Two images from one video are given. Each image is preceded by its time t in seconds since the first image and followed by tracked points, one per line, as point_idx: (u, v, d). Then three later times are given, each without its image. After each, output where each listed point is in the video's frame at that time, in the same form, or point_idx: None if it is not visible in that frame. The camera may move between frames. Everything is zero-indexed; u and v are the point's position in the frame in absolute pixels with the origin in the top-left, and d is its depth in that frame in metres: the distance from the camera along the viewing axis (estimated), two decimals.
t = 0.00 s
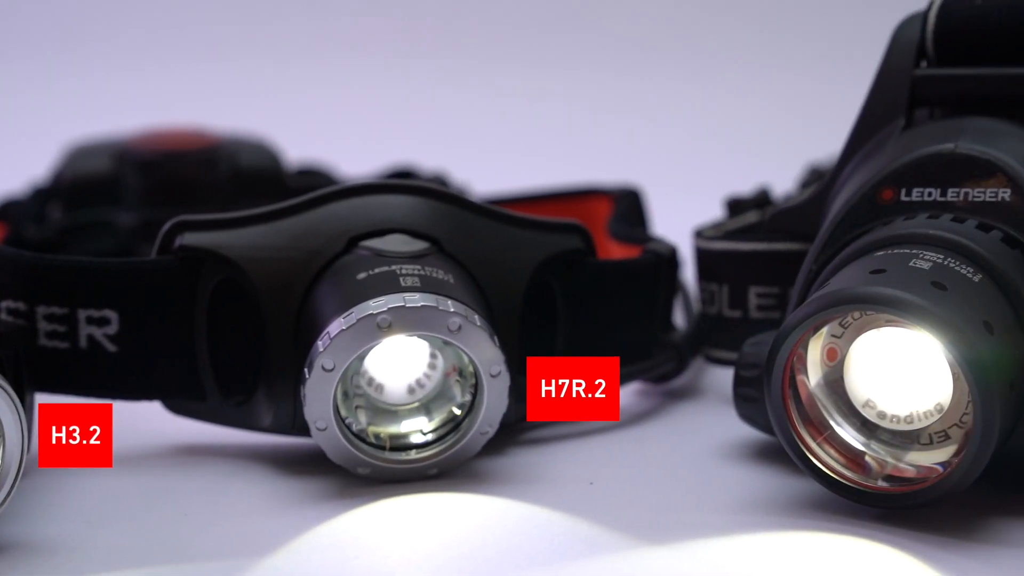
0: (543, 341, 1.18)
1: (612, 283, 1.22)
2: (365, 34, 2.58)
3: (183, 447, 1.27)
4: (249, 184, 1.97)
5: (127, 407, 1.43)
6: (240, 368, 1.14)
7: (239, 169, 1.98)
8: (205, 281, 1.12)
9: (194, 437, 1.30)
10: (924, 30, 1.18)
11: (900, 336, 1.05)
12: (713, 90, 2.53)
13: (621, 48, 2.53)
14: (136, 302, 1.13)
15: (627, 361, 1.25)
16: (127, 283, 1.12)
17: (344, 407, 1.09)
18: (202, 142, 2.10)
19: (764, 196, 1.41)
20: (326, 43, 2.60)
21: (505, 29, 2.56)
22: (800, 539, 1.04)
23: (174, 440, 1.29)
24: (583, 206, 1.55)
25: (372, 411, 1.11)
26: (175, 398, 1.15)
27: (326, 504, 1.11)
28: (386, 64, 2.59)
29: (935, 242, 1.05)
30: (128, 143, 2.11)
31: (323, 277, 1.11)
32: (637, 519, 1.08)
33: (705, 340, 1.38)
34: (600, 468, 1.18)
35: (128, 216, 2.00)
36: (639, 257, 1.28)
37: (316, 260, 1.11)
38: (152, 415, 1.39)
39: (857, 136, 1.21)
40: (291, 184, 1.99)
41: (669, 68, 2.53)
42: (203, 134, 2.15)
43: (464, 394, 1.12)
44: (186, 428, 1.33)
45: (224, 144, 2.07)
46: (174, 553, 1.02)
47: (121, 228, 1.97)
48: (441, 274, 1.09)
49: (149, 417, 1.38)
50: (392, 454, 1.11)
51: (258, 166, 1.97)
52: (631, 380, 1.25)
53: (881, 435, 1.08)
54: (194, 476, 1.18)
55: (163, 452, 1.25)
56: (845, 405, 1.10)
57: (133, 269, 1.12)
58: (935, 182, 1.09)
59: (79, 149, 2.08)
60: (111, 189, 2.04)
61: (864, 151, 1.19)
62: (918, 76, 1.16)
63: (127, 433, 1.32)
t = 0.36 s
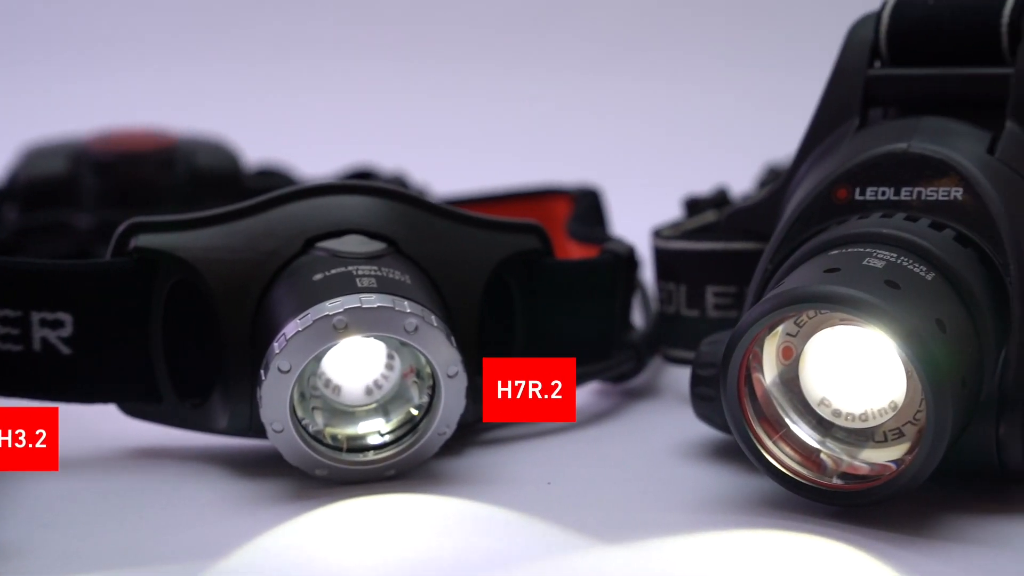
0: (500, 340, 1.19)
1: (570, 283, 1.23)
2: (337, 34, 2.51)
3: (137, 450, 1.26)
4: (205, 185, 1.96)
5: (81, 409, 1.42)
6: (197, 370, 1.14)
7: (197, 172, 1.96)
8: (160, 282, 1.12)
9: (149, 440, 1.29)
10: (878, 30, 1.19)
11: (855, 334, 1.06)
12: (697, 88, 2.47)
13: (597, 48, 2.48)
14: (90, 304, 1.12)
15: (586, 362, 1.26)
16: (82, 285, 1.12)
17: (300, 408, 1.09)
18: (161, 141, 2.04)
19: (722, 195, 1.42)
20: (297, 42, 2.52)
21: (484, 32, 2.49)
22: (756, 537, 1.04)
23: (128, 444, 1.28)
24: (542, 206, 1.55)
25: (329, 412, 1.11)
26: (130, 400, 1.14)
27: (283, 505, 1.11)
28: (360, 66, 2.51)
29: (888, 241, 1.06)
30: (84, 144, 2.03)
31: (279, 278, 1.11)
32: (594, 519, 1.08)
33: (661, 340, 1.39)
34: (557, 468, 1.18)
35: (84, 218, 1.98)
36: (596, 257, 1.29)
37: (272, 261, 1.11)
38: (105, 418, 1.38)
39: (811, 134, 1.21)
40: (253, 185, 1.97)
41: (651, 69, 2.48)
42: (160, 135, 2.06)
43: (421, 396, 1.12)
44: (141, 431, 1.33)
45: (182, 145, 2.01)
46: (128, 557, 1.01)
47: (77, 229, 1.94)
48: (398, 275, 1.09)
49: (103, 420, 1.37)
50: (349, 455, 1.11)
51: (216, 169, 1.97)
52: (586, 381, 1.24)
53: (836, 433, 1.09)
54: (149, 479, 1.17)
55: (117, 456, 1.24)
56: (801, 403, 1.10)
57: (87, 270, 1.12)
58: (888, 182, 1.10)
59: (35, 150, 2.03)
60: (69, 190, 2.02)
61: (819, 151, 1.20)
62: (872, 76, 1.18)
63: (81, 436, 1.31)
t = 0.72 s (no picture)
0: (452, 341, 1.19)
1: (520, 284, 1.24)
2: (310, 36, 2.53)
3: (83, 455, 1.25)
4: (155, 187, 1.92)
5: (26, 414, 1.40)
6: (145, 373, 1.13)
7: (147, 173, 1.92)
8: (107, 285, 1.11)
9: (96, 444, 1.29)
10: (824, 30, 1.20)
11: (801, 333, 1.07)
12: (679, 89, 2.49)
13: (566, 45, 2.51)
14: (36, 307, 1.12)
15: (535, 364, 1.28)
16: (28, 288, 1.12)
17: (249, 410, 1.08)
18: (111, 141, 1.97)
19: (673, 195, 1.43)
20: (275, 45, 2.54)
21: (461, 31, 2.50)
22: (704, 536, 1.05)
23: (75, 448, 1.27)
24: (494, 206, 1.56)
25: (279, 414, 1.10)
26: (77, 404, 1.14)
27: (231, 509, 1.11)
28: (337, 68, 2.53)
29: (834, 241, 1.06)
30: (31, 145, 1.97)
31: (227, 280, 1.10)
32: (544, 520, 1.08)
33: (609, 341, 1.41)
34: (508, 469, 1.18)
35: (32, 220, 1.95)
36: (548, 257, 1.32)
37: (220, 263, 1.10)
38: (52, 423, 1.37)
39: (760, 134, 1.22)
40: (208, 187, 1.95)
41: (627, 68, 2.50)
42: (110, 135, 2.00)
43: (371, 398, 1.12)
44: (87, 435, 1.32)
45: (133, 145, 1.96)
46: (73, 564, 1.00)
47: (26, 232, 1.93)
48: (347, 276, 1.09)
49: (49, 425, 1.36)
50: (298, 457, 1.10)
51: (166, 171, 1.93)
52: (538, 381, 1.26)
53: (784, 431, 1.09)
54: (97, 484, 1.16)
55: (65, 461, 1.23)
56: (749, 402, 1.11)
57: (33, 273, 1.11)
58: (835, 182, 1.11)
59: None
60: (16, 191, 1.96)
61: (767, 150, 1.20)
62: (818, 77, 1.19)
63: (27, 441, 1.30)
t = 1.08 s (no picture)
0: (401, 341, 1.20)
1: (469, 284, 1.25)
2: (285, 38, 2.56)
3: (28, 459, 1.24)
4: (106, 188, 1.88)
5: None
6: (90, 377, 1.12)
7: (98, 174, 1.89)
8: (52, 287, 1.10)
9: (42, 448, 1.28)
10: (770, 30, 1.22)
11: (749, 332, 1.06)
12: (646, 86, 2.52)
13: (529, 45, 2.55)
14: None
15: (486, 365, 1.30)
16: None
17: (195, 412, 1.07)
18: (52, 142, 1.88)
19: (623, 196, 1.45)
20: (263, 46, 2.57)
21: (453, 27, 2.54)
22: (652, 534, 1.05)
23: (20, 452, 1.26)
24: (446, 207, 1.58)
25: (225, 417, 1.10)
26: (21, 407, 1.13)
27: (179, 511, 1.10)
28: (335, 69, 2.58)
29: (779, 240, 1.07)
30: None
31: (174, 282, 1.09)
32: (493, 520, 1.08)
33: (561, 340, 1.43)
34: (457, 470, 1.19)
35: None
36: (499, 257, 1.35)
37: (167, 265, 1.10)
38: None
39: (708, 134, 1.23)
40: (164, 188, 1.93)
41: (604, 66, 2.54)
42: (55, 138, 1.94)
43: (319, 400, 1.11)
44: (33, 439, 1.31)
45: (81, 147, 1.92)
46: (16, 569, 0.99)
47: None
48: (294, 278, 1.09)
49: None
50: (245, 460, 1.10)
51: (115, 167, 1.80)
52: (487, 382, 1.28)
53: (731, 429, 1.10)
54: (42, 489, 1.15)
55: (10, 465, 1.22)
56: (696, 401, 1.11)
57: None
58: (781, 181, 1.12)
59: None
60: None
61: (715, 151, 1.21)
62: (764, 76, 1.21)
63: None
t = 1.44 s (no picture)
0: (357, 342, 1.21)
1: (424, 285, 1.26)
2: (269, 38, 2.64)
3: None
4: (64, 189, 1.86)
5: None
6: (41, 379, 1.12)
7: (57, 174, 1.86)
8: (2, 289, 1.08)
9: None
10: (723, 30, 1.23)
11: (702, 331, 1.07)
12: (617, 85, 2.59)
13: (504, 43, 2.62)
14: None
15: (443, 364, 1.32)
16: None
17: (147, 414, 1.07)
18: (10, 142, 1.81)
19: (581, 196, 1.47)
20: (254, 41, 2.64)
21: (425, 26, 2.62)
22: (607, 534, 1.05)
23: None
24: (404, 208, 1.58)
25: (179, 419, 1.09)
26: None
27: (132, 515, 1.09)
28: (332, 67, 2.64)
29: (732, 239, 1.07)
30: None
31: (126, 284, 1.09)
32: (450, 520, 1.08)
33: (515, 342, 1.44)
34: (413, 471, 1.19)
35: None
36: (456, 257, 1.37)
37: (119, 267, 1.09)
38: None
39: (662, 133, 1.24)
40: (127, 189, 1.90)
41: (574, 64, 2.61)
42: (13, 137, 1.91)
43: (273, 402, 1.11)
44: None
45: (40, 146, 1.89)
46: None
47: None
48: (247, 280, 1.09)
49: None
50: (199, 462, 1.09)
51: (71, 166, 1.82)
52: (442, 382, 1.29)
53: (685, 428, 1.10)
54: None
55: None
56: (651, 401, 1.11)
57: None
58: (734, 181, 1.12)
59: None
60: None
61: (669, 150, 1.22)
62: (718, 76, 1.21)
63: None
